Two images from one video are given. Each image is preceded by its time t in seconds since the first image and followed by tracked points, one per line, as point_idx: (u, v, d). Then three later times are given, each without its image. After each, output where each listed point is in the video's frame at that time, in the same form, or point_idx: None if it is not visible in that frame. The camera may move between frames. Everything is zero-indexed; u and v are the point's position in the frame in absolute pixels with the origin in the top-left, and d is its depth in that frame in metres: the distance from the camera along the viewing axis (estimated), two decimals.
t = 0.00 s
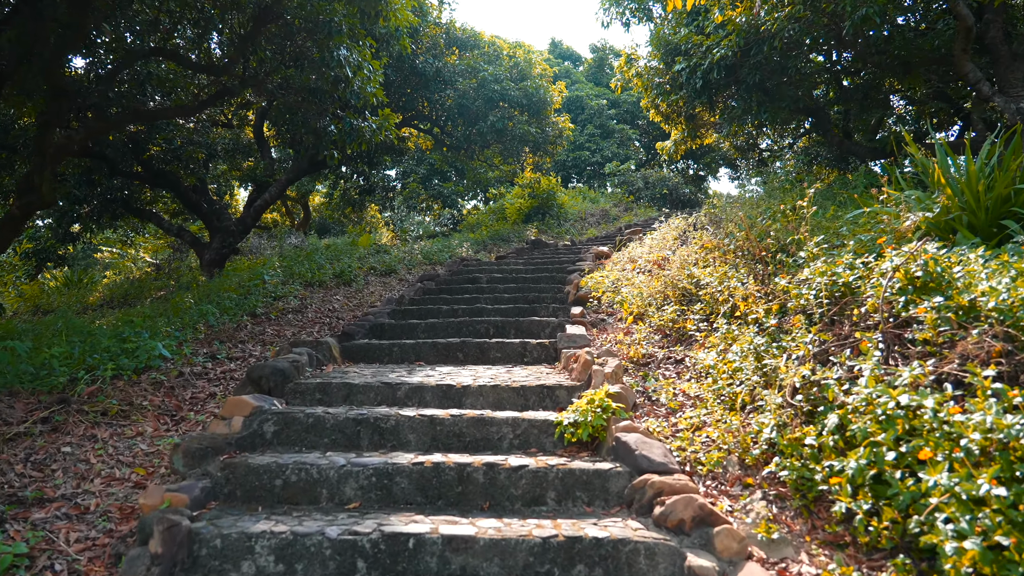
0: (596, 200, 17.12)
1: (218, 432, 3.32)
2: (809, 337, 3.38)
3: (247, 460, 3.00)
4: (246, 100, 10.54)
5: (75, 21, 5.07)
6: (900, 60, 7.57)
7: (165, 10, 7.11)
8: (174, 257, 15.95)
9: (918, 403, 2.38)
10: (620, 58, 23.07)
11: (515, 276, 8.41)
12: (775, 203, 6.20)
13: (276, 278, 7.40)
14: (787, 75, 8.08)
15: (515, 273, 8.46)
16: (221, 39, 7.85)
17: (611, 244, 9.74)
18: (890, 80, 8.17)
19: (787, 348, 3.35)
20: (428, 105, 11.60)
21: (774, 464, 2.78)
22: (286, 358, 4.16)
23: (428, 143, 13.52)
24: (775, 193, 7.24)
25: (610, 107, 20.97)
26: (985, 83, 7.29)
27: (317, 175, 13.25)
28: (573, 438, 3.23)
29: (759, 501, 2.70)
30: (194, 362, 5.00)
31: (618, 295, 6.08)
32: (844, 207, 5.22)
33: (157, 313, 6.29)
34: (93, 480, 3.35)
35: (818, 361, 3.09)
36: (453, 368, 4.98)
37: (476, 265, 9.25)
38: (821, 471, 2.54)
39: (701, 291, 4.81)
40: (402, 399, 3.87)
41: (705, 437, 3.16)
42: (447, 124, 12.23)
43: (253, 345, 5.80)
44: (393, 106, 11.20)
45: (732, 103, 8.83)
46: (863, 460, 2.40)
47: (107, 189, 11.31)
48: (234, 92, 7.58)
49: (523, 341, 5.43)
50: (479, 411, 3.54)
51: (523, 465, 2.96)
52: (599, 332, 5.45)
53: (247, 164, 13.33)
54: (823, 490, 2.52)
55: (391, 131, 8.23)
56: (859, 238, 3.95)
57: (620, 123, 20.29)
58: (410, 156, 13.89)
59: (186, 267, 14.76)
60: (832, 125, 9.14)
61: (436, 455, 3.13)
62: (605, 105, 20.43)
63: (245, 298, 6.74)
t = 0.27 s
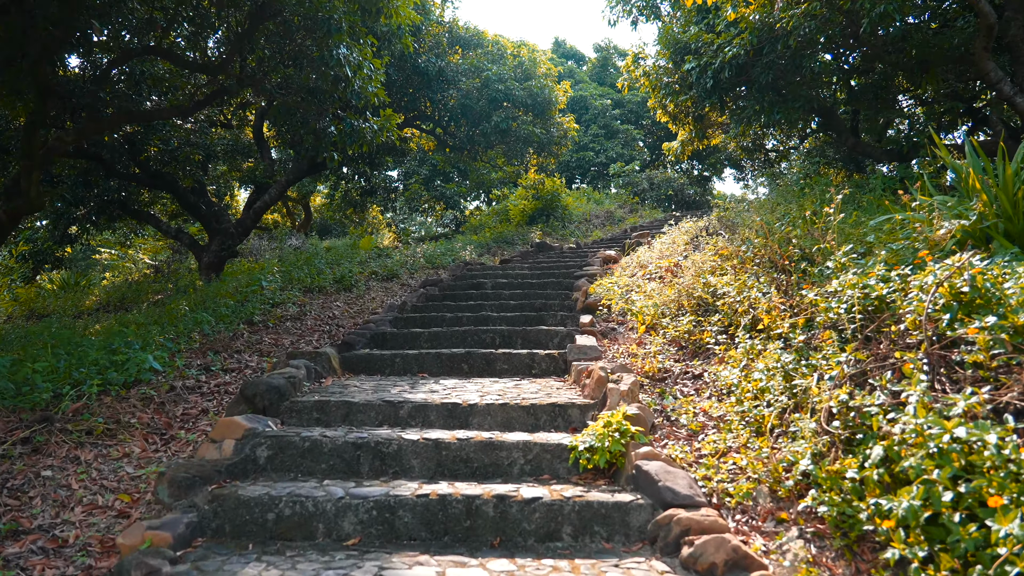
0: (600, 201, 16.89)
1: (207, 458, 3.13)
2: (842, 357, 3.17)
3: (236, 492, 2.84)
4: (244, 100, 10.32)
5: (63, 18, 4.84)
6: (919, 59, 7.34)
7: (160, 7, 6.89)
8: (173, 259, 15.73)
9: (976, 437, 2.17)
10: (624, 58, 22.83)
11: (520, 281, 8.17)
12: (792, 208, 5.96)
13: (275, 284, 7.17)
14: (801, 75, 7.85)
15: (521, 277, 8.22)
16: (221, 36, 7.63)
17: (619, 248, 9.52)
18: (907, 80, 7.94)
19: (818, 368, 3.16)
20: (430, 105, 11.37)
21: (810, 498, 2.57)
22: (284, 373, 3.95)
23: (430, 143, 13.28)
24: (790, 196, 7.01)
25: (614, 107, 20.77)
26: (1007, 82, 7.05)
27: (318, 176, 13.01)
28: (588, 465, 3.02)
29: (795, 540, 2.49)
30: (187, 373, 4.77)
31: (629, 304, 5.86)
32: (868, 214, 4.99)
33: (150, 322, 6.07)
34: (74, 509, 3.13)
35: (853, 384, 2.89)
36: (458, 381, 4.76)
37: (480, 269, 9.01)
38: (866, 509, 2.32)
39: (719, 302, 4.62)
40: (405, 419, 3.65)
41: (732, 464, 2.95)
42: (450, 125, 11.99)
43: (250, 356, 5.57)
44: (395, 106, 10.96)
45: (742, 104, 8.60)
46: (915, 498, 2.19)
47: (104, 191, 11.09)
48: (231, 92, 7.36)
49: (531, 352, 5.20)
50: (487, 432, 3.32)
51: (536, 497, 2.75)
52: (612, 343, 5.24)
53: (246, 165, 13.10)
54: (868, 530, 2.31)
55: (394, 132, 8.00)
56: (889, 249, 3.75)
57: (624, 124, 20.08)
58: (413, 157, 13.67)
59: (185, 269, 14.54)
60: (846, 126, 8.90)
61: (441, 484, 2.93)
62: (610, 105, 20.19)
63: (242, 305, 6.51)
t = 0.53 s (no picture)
0: (606, 202, 16.66)
1: (195, 483, 2.93)
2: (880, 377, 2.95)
3: (225, 525, 2.68)
4: (243, 99, 10.09)
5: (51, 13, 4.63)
6: (938, 58, 7.11)
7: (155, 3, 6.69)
8: (173, 261, 15.52)
9: None
10: (629, 57, 22.60)
11: (527, 286, 7.94)
12: (812, 212, 5.72)
13: (274, 288, 6.95)
14: (816, 74, 7.62)
15: (527, 282, 7.98)
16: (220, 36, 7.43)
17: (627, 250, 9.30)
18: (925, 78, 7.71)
19: (853, 387, 2.95)
20: (433, 105, 11.15)
21: (852, 534, 2.35)
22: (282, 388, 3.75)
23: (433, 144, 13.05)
24: (805, 198, 6.77)
25: (619, 107, 20.55)
26: None
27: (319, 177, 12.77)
28: (606, 492, 2.82)
29: None
30: (179, 385, 4.54)
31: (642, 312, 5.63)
32: (894, 220, 4.76)
33: (144, 329, 5.85)
34: (52, 538, 2.90)
35: (895, 406, 2.68)
36: (464, 393, 4.53)
37: (485, 273, 8.77)
38: (919, 550, 2.10)
39: (738, 312, 4.40)
40: (408, 438, 3.43)
41: (763, 493, 2.73)
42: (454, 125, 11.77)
43: (246, 365, 5.34)
44: (397, 105, 10.74)
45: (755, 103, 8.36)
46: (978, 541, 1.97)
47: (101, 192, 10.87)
48: (230, 91, 7.14)
49: (539, 362, 4.97)
50: (497, 454, 3.14)
51: (552, 531, 2.58)
52: (624, 354, 5.01)
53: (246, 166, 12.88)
54: (920, 574, 2.08)
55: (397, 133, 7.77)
56: (924, 257, 3.54)
57: (630, 124, 19.86)
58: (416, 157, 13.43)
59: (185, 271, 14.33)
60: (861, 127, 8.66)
61: (449, 513, 2.79)
62: (615, 105, 19.95)
63: (239, 311, 6.29)
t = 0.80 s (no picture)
0: (611, 205, 16.43)
1: (181, 515, 2.74)
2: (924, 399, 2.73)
3: (211, 565, 2.49)
4: (243, 99, 9.87)
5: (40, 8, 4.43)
6: (959, 57, 6.88)
7: None
8: (172, 264, 15.29)
9: None
10: (634, 58, 22.39)
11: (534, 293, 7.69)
12: (833, 217, 5.48)
13: (273, 295, 6.72)
14: (832, 74, 7.40)
15: (534, 288, 7.74)
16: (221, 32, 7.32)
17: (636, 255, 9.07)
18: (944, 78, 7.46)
19: (897, 412, 2.72)
20: (437, 106, 10.92)
21: None
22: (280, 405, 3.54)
23: (437, 145, 12.82)
24: (824, 201, 6.53)
25: (624, 108, 20.34)
26: None
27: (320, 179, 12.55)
28: (627, 526, 2.60)
29: None
30: (171, 400, 4.32)
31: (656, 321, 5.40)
32: (923, 226, 4.52)
33: (137, 338, 5.62)
34: (26, 575, 2.68)
35: (947, 435, 2.45)
36: (471, 409, 4.31)
37: (491, 278, 8.54)
38: None
39: (761, 324, 4.17)
40: (414, 463, 3.21)
41: (801, 529, 2.50)
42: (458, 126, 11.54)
43: (243, 377, 5.11)
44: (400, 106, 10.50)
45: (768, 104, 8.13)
46: None
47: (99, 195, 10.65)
48: (228, 91, 6.92)
49: (549, 375, 4.74)
50: (510, 483, 2.94)
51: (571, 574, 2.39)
52: (639, 367, 4.79)
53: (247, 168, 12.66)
54: None
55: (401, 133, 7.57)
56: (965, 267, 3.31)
57: (635, 125, 19.64)
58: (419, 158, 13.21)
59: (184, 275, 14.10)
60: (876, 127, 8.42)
61: (457, 551, 2.60)
62: (621, 105, 19.73)
63: (236, 319, 6.06)
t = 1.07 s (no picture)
0: (617, 205, 16.18)
1: (169, 554, 2.64)
2: (981, 425, 2.51)
3: None
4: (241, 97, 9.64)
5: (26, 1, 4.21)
6: (982, 56, 6.64)
7: None
8: (171, 265, 15.07)
9: None
10: (639, 57, 22.15)
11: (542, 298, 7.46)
12: (857, 223, 5.24)
13: (272, 301, 6.49)
14: (849, 73, 7.16)
15: (542, 293, 7.51)
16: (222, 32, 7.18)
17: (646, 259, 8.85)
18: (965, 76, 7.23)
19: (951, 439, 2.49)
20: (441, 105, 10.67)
21: None
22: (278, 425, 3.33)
23: (440, 145, 12.59)
24: (844, 204, 6.29)
25: (630, 107, 20.10)
26: None
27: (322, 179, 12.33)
28: (654, 565, 2.39)
29: None
30: (163, 415, 4.09)
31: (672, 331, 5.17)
32: (957, 232, 4.30)
33: (130, 348, 5.39)
34: None
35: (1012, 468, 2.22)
36: (480, 425, 4.08)
37: (498, 282, 8.30)
38: None
39: (787, 336, 3.95)
40: (421, 489, 3.00)
41: (850, 571, 2.27)
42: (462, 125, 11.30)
43: (239, 390, 4.89)
44: (403, 105, 10.28)
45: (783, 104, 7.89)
46: None
47: (95, 196, 10.43)
48: (225, 90, 6.70)
49: (562, 388, 4.51)
50: (526, 516, 2.75)
51: None
52: (656, 381, 4.56)
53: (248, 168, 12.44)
54: None
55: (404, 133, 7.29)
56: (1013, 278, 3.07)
57: (641, 124, 19.40)
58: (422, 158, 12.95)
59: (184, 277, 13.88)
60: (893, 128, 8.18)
61: None
62: (626, 104, 19.50)
63: (233, 326, 5.83)
